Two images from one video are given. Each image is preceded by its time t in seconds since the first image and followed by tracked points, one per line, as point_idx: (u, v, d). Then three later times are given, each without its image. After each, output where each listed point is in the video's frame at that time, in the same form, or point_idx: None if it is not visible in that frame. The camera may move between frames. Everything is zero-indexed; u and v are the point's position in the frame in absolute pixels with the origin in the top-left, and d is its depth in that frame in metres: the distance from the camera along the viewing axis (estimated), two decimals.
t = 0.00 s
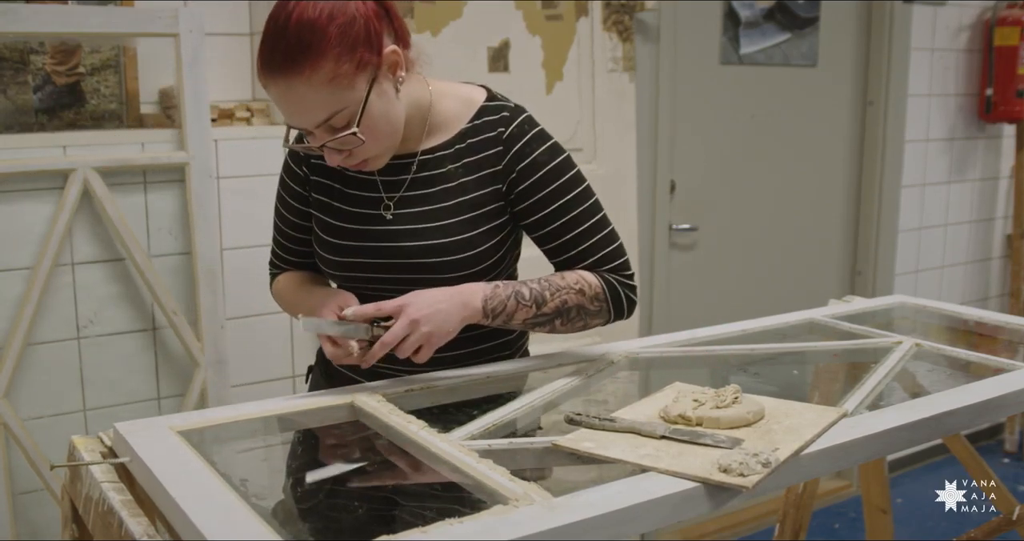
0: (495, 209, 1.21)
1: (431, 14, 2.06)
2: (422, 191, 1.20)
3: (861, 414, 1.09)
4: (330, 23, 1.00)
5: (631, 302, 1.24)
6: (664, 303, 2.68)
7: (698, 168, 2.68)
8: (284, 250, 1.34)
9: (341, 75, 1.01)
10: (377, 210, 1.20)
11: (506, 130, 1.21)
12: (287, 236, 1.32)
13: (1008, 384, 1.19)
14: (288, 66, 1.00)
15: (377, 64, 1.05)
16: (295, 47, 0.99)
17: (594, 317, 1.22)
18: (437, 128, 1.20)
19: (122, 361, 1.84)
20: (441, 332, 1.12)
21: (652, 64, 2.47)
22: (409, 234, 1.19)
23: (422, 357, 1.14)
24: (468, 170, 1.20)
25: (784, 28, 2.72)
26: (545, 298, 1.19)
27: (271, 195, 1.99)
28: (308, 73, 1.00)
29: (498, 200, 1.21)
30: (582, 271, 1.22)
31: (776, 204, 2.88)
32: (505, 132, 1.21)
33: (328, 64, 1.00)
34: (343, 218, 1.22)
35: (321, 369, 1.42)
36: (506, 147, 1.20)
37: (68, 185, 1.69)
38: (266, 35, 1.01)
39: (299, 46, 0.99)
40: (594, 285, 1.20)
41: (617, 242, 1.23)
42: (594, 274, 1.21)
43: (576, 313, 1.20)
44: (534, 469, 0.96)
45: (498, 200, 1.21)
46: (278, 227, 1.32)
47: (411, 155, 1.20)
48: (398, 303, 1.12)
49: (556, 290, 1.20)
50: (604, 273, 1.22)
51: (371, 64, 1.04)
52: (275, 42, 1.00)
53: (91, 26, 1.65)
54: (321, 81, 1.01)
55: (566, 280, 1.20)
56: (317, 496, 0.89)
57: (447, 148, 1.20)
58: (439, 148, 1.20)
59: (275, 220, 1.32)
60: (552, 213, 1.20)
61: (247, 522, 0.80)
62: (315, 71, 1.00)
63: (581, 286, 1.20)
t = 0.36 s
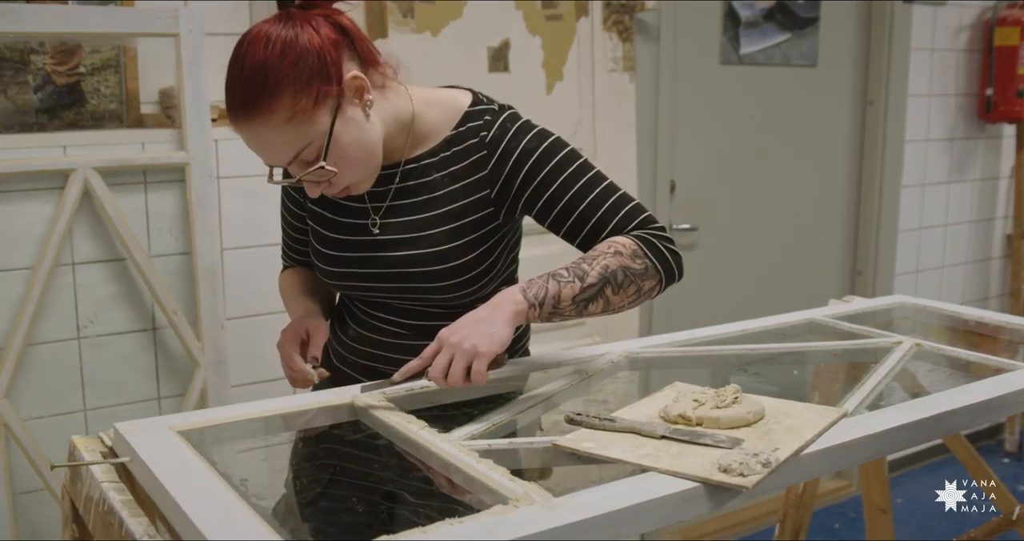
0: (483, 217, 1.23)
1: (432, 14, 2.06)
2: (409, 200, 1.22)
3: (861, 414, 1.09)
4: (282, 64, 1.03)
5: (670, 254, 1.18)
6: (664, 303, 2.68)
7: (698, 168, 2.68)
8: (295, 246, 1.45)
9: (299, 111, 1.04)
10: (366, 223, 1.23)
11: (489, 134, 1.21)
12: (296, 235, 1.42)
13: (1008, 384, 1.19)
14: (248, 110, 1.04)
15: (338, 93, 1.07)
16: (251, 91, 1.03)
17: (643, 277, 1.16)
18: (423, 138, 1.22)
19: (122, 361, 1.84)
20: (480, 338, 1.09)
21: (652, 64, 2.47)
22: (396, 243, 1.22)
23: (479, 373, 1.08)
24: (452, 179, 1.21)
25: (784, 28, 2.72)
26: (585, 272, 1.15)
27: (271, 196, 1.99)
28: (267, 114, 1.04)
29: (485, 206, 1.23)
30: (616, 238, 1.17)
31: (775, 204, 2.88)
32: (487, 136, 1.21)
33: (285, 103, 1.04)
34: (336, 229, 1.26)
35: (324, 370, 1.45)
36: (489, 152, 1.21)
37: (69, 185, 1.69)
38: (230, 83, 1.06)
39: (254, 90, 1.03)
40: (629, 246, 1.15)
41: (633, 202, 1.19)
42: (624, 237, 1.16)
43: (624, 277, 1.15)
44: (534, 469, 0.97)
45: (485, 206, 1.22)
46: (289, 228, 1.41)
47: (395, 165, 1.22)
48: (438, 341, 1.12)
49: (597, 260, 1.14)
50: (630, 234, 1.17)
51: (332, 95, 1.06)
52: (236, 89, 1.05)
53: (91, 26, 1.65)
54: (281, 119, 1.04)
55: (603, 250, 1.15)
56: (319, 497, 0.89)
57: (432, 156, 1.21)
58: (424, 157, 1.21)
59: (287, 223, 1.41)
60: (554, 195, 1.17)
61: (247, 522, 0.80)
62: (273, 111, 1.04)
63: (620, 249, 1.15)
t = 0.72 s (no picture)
0: (477, 229, 1.23)
1: (432, 14, 2.06)
2: (402, 213, 1.22)
3: (861, 414, 1.09)
4: (262, 95, 1.02)
5: (661, 264, 1.16)
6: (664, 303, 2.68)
7: (698, 168, 2.68)
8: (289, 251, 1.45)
9: (284, 140, 1.04)
10: (360, 237, 1.24)
11: (476, 145, 1.20)
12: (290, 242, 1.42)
13: (1008, 384, 1.19)
14: (233, 142, 1.04)
15: (322, 119, 1.06)
16: (234, 123, 1.03)
17: (629, 288, 1.14)
18: (416, 151, 1.21)
19: (123, 361, 1.84)
20: (449, 353, 1.11)
21: (652, 64, 2.46)
22: (389, 256, 1.23)
23: (444, 388, 1.11)
24: (444, 191, 1.21)
25: (784, 28, 2.72)
26: (564, 282, 1.14)
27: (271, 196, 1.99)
28: (251, 145, 1.03)
29: (478, 218, 1.22)
30: (601, 248, 1.14)
31: (775, 205, 2.88)
32: (476, 148, 1.20)
33: (268, 133, 1.03)
34: (332, 241, 1.27)
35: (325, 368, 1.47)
36: (477, 165, 1.20)
37: (69, 185, 1.69)
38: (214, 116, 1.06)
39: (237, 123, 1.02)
40: (612, 255, 1.13)
41: (624, 209, 1.16)
42: (609, 247, 1.14)
43: (606, 287, 1.12)
44: (534, 469, 0.97)
45: (478, 218, 1.22)
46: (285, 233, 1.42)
47: (388, 177, 1.22)
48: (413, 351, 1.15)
49: (576, 270, 1.13)
50: (618, 243, 1.14)
51: (316, 121, 1.05)
52: (220, 122, 1.04)
53: (92, 26, 1.65)
54: (265, 150, 1.04)
55: (584, 260, 1.13)
56: (320, 496, 0.89)
57: (426, 169, 1.21)
58: (417, 169, 1.21)
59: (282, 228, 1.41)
60: (541, 202, 1.15)
61: (248, 521, 0.80)
62: (257, 142, 1.03)
63: (602, 259, 1.12)
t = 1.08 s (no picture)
0: (478, 236, 1.23)
1: (432, 14, 2.06)
2: (403, 221, 1.22)
3: (861, 414, 1.09)
4: (257, 117, 1.02)
5: (661, 275, 1.15)
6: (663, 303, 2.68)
7: (698, 168, 2.68)
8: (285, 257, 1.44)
9: (281, 162, 1.03)
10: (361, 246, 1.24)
11: (476, 154, 1.19)
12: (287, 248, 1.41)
13: (1008, 384, 1.19)
14: (230, 165, 1.04)
15: (319, 139, 1.06)
16: (230, 146, 1.03)
17: (627, 299, 1.13)
18: (416, 160, 1.21)
19: (123, 361, 1.85)
20: (440, 358, 1.11)
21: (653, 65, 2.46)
22: (392, 265, 1.24)
23: (434, 391, 1.11)
24: (445, 199, 1.21)
25: (785, 28, 2.72)
26: (560, 292, 1.14)
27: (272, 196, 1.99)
28: (248, 168, 1.03)
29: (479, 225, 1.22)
30: (599, 258, 1.14)
31: (775, 206, 2.88)
32: (475, 156, 1.19)
33: (265, 155, 1.03)
34: (332, 248, 1.28)
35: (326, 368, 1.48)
36: (477, 174, 1.19)
37: (69, 185, 1.69)
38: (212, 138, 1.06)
39: (233, 145, 1.02)
40: (610, 266, 1.12)
41: (625, 218, 1.16)
42: (609, 257, 1.14)
43: (602, 298, 1.12)
44: (535, 469, 0.97)
45: (479, 227, 1.22)
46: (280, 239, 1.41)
47: (388, 186, 1.21)
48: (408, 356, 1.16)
49: (573, 280, 1.13)
50: (618, 253, 1.14)
51: (312, 140, 1.05)
52: (217, 145, 1.04)
53: (91, 26, 1.65)
54: (262, 172, 1.04)
55: (583, 269, 1.13)
56: (320, 496, 0.89)
57: (426, 178, 1.21)
58: (418, 178, 1.21)
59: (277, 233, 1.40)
60: (542, 211, 1.15)
61: (248, 521, 0.80)
62: (254, 165, 1.03)
63: (600, 269, 1.12)
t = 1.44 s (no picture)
0: (481, 241, 1.23)
1: (432, 14, 2.06)
2: (406, 225, 1.22)
3: (862, 414, 1.09)
4: (259, 129, 1.01)
5: (664, 285, 1.15)
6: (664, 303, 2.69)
7: (698, 168, 2.68)
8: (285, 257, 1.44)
9: (285, 174, 1.03)
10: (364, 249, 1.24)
11: (479, 160, 1.19)
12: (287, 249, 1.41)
13: (1010, 384, 1.19)
14: (234, 178, 1.04)
15: (321, 149, 1.05)
16: (232, 159, 1.02)
17: (629, 308, 1.14)
18: (420, 164, 1.20)
19: (124, 361, 1.85)
20: (440, 361, 1.11)
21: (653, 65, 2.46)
22: (394, 270, 1.24)
23: (434, 394, 1.11)
24: (448, 204, 1.21)
25: (785, 28, 2.72)
26: (561, 298, 1.14)
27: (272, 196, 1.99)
28: (251, 180, 1.03)
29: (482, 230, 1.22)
30: (601, 265, 1.14)
31: (776, 206, 2.87)
32: (479, 162, 1.19)
33: (267, 168, 1.02)
34: (334, 251, 1.28)
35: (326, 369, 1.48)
36: (481, 179, 1.19)
37: (70, 185, 1.69)
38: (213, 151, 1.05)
39: (236, 158, 1.02)
40: (613, 273, 1.12)
41: (628, 225, 1.16)
42: (611, 265, 1.13)
43: (603, 306, 1.12)
44: (536, 469, 0.97)
45: (482, 232, 1.22)
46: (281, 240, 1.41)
47: (391, 190, 1.21)
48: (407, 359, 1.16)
49: (574, 287, 1.13)
50: (622, 261, 1.14)
51: (315, 150, 1.05)
52: (220, 159, 1.04)
53: (92, 25, 1.65)
54: (266, 184, 1.04)
55: (584, 276, 1.13)
56: (321, 497, 0.89)
57: (429, 183, 1.20)
58: (421, 183, 1.20)
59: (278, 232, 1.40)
60: (546, 218, 1.14)
61: (249, 521, 0.80)
62: (257, 179, 1.03)
63: (601, 277, 1.12)
